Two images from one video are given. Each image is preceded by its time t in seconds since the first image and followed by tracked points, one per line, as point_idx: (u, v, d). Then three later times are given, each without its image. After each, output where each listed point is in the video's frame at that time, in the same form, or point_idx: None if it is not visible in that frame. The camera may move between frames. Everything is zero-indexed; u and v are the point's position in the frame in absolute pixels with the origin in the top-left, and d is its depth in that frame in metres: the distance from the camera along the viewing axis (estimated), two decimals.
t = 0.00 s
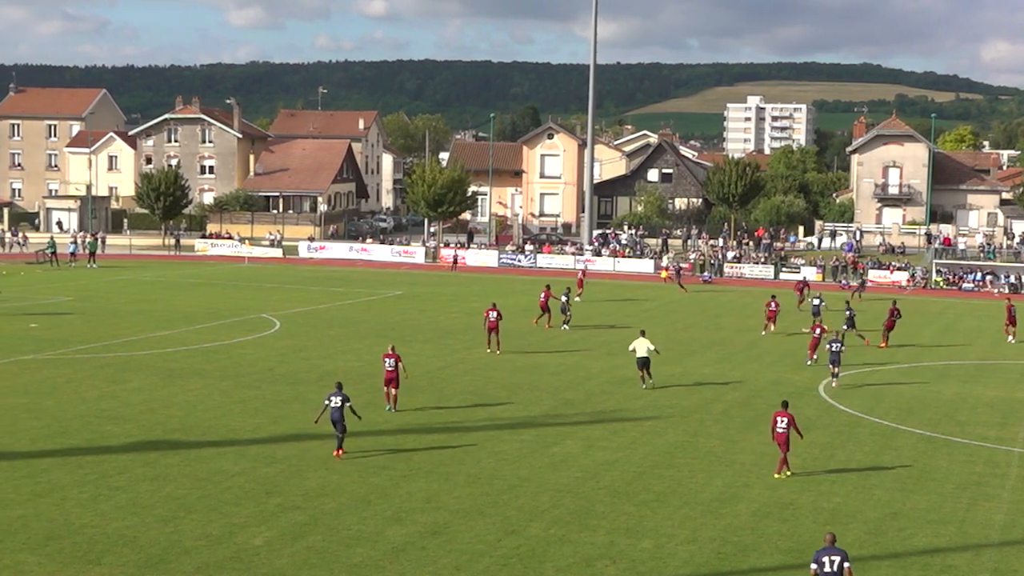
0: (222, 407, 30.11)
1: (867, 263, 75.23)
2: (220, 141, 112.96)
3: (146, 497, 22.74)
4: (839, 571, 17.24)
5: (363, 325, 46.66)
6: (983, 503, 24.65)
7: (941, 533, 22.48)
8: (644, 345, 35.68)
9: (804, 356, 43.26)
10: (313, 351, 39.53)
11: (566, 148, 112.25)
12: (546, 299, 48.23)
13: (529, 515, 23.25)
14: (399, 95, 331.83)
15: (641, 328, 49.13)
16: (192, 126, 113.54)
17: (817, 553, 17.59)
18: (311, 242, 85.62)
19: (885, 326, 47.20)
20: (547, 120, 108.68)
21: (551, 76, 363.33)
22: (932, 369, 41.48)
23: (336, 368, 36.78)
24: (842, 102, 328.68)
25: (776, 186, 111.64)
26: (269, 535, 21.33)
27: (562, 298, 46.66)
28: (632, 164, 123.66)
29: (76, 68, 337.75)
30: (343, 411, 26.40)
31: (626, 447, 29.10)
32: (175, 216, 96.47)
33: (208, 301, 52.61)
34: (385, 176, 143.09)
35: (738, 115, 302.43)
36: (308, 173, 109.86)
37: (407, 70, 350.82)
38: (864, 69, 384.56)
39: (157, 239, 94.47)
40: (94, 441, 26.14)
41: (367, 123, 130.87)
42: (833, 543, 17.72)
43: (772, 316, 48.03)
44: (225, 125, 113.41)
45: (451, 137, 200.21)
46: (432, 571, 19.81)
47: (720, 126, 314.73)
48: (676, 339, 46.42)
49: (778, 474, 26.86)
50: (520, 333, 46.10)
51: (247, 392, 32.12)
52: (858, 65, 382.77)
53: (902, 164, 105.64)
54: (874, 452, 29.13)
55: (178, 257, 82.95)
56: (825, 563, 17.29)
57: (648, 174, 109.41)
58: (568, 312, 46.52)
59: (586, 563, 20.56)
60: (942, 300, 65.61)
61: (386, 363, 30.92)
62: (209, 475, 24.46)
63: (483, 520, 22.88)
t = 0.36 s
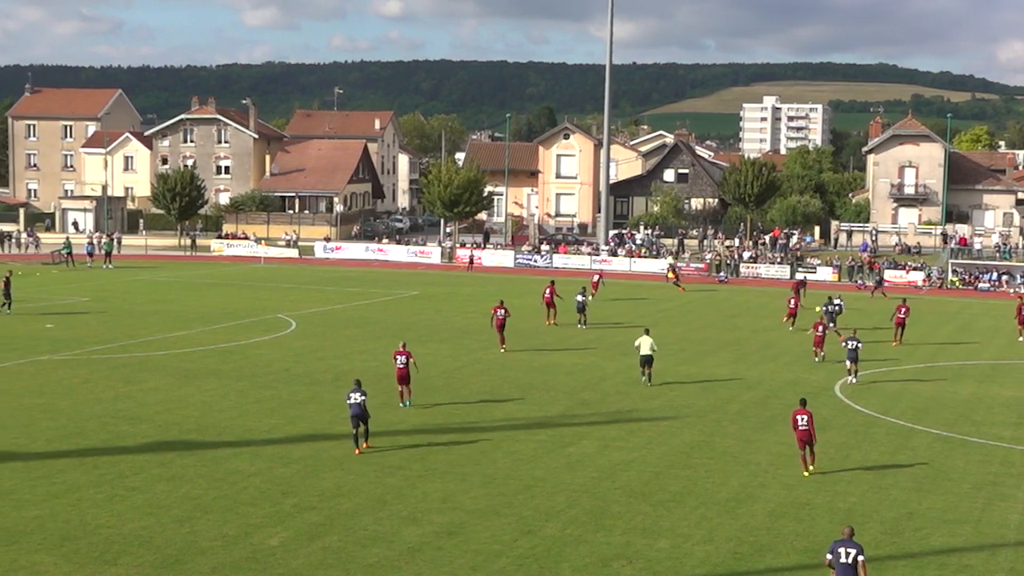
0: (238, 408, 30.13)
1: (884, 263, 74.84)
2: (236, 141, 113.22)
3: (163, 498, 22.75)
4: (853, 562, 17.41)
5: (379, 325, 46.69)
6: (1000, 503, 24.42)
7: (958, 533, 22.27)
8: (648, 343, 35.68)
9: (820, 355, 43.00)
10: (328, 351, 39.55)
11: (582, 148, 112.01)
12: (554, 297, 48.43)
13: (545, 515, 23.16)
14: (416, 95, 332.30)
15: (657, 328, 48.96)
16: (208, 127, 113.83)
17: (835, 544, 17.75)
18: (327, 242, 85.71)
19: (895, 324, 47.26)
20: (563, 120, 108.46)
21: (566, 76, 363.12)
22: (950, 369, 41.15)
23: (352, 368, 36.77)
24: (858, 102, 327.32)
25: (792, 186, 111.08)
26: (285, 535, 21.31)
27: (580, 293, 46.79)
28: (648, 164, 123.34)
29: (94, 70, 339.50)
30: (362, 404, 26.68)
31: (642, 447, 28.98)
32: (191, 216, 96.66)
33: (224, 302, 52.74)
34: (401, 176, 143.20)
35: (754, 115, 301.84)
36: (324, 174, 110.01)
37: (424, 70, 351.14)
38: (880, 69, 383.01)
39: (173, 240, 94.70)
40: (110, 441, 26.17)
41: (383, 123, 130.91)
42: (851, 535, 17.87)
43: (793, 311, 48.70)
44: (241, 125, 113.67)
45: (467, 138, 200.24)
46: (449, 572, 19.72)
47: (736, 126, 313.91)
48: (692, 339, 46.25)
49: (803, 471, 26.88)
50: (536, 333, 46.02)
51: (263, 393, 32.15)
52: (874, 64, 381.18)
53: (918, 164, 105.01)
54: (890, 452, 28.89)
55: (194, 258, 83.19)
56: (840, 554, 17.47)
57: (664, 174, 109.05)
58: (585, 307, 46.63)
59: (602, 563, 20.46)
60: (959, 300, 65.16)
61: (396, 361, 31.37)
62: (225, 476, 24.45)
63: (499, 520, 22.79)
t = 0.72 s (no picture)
0: (253, 408, 30.11)
1: (898, 263, 74.55)
2: (250, 141, 113.43)
3: (177, 498, 22.74)
4: (867, 549, 17.88)
5: (393, 325, 46.63)
6: (1015, 503, 24.20)
7: (973, 532, 22.07)
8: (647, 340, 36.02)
9: (834, 356, 42.73)
10: (342, 351, 39.50)
11: (597, 148, 111.88)
12: (559, 297, 48.48)
13: (560, 515, 23.07)
14: (430, 95, 332.36)
15: (671, 328, 48.76)
16: (223, 126, 114.09)
17: (850, 531, 18.21)
18: (341, 242, 85.77)
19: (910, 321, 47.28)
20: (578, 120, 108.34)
21: (580, 77, 362.81)
22: (965, 369, 40.82)
23: (365, 368, 36.72)
24: (872, 102, 326.02)
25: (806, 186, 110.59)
26: (300, 535, 21.28)
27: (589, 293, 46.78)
28: (663, 164, 123.05)
29: (110, 69, 340.47)
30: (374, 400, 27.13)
31: (657, 447, 28.84)
32: (205, 216, 96.86)
33: (239, 302, 52.78)
34: (416, 176, 143.24)
35: (769, 115, 301.10)
36: (339, 174, 110.18)
37: (438, 70, 351.32)
38: (894, 69, 381.70)
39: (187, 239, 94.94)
40: (124, 441, 26.16)
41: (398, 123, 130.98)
42: (864, 524, 18.36)
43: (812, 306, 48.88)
44: (256, 125, 113.91)
45: (481, 138, 200.26)
46: (463, 572, 19.64)
47: (750, 126, 313.07)
48: (707, 338, 46.03)
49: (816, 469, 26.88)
50: (550, 333, 45.89)
51: (277, 393, 32.12)
52: (888, 65, 379.77)
53: (933, 164, 104.46)
54: (904, 452, 28.67)
55: (209, 257, 83.35)
56: (856, 541, 17.92)
57: (678, 174, 108.72)
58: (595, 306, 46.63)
59: (617, 563, 20.35)
60: (974, 300, 64.70)
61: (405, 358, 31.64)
62: (240, 476, 24.41)
63: (513, 520, 22.71)
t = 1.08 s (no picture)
0: (271, 407, 30.12)
1: (918, 263, 74.08)
2: (270, 141, 113.71)
3: (197, 497, 22.75)
4: (878, 539, 18.24)
5: (412, 325, 46.62)
6: None
7: (994, 533, 21.87)
8: (643, 334, 36.79)
9: (853, 356, 42.46)
10: (361, 352, 39.47)
11: (616, 148, 111.63)
12: (559, 296, 48.97)
13: (579, 515, 22.97)
14: (449, 95, 332.42)
15: (690, 328, 48.59)
16: (242, 126, 114.42)
17: (858, 524, 18.56)
18: (361, 242, 85.84)
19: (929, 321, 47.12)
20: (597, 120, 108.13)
21: (599, 77, 362.41)
22: (984, 369, 40.49)
23: (383, 368, 36.69)
24: (891, 102, 324.45)
25: (826, 186, 109.98)
26: (319, 535, 21.25)
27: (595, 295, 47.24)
28: (682, 164, 122.71)
29: (130, 70, 341.89)
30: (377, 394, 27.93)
31: (677, 447, 28.71)
32: (225, 216, 97.15)
33: (257, 302, 52.87)
34: (435, 176, 143.37)
35: (788, 115, 300.14)
36: (357, 174, 110.40)
37: (458, 70, 351.71)
38: (913, 70, 379.66)
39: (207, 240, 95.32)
40: (143, 441, 26.18)
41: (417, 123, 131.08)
42: (871, 515, 18.74)
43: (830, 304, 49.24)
44: (275, 125, 114.24)
45: (501, 138, 200.29)
46: (482, 572, 19.58)
47: (770, 127, 311.89)
48: (725, 338, 45.84)
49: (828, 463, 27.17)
50: (568, 333, 45.79)
51: (296, 392, 32.15)
52: (908, 65, 377.85)
53: (952, 164, 103.87)
54: (923, 452, 28.45)
55: (228, 258, 83.55)
56: (867, 533, 18.28)
57: (698, 174, 108.32)
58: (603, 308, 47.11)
59: (636, 563, 20.25)
60: (995, 300, 64.22)
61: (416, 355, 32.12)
62: (259, 476, 24.40)
63: (532, 520, 22.64)
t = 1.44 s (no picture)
0: (292, 407, 30.14)
1: (940, 263, 73.52)
2: (292, 141, 114.23)
3: (219, 497, 22.77)
4: (890, 530, 18.40)
5: (433, 325, 46.64)
6: None
7: (1017, 534, 21.68)
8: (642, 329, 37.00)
9: (876, 356, 42.17)
10: (383, 352, 39.49)
11: (638, 148, 111.21)
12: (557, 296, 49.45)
13: (601, 516, 22.88)
14: (471, 95, 332.68)
15: (711, 328, 48.40)
16: (264, 127, 114.76)
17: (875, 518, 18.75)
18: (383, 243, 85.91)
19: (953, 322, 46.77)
20: (619, 120, 107.81)
21: (621, 77, 361.91)
22: (1008, 369, 40.15)
23: (404, 368, 36.68)
24: (914, 102, 322.70)
25: (848, 187, 109.26)
26: (340, 536, 21.21)
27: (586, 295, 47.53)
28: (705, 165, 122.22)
29: (154, 70, 343.64)
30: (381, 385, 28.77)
31: (699, 447, 28.55)
32: (247, 216, 97.48)
33: (279, 301, 52.94)
34: (457, 176, 143.42)
35: (810, 116, 299.29)
36: (379, 174, 110.58)
37: (480, 70, 352.03)
38: (935, 69, 377.48)
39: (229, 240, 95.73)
40: (166, 440, 26.25)
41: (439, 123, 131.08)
42: (886, 511, 18.91)
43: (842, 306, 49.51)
44: (297, 125, 114.59)
45: (523, 138, 200.22)
46: (504, 572, 19.51)
47: (792, 127, 310.72)
48: (747, 338, 45.64)
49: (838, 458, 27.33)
50: (590, 333, 45.69)
51: (317, 392, 32.17)
52: (931, 65, 375.69)
53: (974, 165, 103.07)
54: (945, 452, 28.22)
55: (250, 258, 83.83)
56: (880, 524, 18.48)
57: (719, 175, 107.56)
58: (596, 305, 47.38)
59: (658, 564, 20.15)
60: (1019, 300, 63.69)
61: (418, 351, 32.62)
62: (281, 475, 24.40)
63: (554, 521, 22.58)
